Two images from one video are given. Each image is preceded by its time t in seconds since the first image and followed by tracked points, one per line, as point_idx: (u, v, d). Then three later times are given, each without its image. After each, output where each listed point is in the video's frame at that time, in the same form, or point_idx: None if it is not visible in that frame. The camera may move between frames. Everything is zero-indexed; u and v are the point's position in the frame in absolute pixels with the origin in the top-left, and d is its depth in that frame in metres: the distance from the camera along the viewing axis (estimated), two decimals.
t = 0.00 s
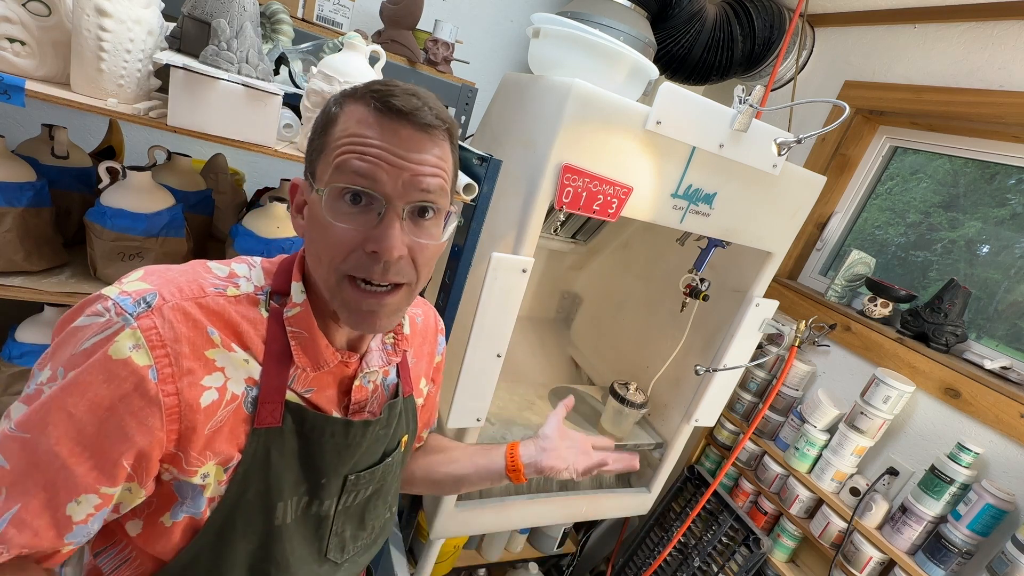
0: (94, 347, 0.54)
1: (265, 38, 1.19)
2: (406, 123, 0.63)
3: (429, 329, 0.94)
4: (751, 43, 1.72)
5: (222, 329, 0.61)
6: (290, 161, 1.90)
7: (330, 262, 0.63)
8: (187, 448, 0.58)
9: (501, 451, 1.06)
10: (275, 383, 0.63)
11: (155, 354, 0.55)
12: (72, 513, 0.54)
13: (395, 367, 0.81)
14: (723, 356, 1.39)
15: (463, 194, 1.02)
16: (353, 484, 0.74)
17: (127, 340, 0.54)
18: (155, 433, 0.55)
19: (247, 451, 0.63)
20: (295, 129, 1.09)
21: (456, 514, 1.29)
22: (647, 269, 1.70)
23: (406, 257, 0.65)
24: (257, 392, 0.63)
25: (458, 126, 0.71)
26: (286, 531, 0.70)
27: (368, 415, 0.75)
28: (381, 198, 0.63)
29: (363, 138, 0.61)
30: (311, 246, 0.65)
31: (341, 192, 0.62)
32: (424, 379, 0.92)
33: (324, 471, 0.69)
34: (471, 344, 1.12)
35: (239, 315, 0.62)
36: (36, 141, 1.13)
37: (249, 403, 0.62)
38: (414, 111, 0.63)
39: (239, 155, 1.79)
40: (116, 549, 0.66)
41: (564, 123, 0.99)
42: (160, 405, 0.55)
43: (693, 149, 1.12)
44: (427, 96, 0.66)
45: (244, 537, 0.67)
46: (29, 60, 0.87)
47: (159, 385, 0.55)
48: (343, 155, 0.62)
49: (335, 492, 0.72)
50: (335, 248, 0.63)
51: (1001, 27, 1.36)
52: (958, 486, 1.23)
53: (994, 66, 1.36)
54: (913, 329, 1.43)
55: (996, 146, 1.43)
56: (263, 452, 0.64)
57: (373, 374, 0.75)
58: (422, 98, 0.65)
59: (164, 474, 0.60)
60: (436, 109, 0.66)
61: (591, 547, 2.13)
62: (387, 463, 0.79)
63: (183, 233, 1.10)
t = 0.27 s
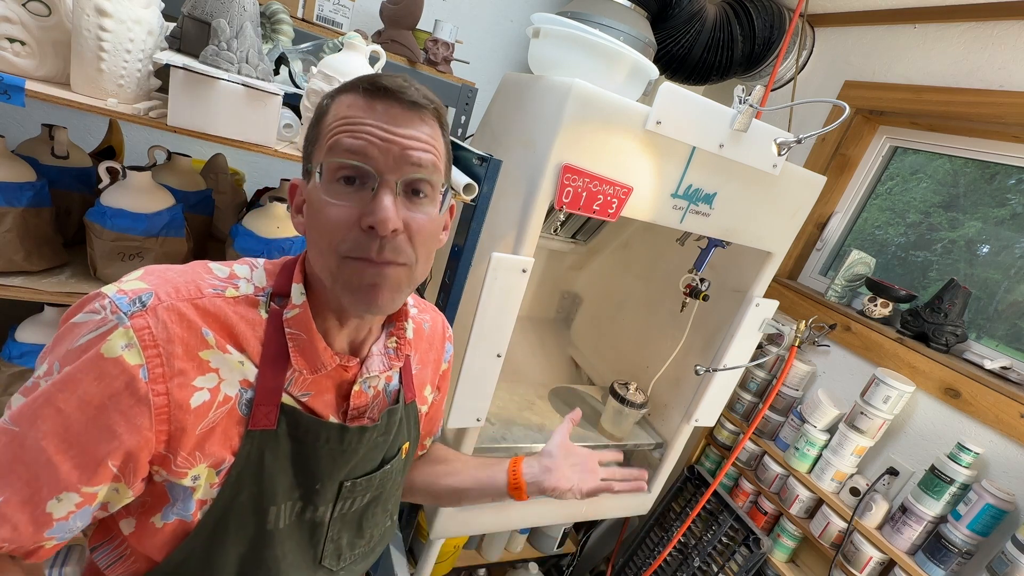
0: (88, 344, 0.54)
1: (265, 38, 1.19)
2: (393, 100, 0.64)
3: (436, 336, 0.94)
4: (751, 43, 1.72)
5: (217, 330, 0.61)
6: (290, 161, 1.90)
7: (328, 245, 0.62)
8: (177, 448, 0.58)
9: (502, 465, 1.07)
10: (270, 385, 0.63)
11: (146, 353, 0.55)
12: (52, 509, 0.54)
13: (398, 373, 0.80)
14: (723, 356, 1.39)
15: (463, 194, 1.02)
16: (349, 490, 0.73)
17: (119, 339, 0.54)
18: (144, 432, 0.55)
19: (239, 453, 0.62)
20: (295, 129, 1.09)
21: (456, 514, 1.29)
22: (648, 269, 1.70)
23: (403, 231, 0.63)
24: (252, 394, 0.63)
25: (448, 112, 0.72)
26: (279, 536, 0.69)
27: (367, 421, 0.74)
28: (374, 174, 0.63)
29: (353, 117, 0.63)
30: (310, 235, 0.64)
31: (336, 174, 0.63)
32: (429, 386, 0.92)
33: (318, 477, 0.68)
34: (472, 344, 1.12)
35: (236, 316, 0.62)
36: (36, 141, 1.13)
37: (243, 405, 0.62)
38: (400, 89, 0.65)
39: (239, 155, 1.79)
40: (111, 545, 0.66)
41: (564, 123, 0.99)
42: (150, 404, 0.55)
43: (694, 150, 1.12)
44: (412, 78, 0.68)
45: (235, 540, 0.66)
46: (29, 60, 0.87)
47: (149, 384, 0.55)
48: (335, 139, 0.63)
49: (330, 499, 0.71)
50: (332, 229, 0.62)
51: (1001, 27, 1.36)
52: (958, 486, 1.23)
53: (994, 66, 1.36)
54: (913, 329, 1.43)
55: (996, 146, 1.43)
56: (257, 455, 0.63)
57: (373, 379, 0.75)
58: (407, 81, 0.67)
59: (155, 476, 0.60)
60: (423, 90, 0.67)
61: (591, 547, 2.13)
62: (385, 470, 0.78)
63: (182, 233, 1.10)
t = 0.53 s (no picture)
0: (77, 342, 0.55)
1: (265, 38, 1.19)
2: (377, 87, 0.65)
3: (436, 334, 0.93)
4: (751, 43, 1.72)
5: (208, 328, 0.61)
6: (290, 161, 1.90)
7: (322, 230, 0.62)
8: (169, 447, 0.58)
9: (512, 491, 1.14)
10: (263, 382, 0.63)
11: (136, 351, 0.55)
12: (41, 511, 0.54)
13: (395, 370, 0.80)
14: (723, 356, 1.39)
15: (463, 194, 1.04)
16: (347, 489, 0.73)
17: (108, 336, 0.54)
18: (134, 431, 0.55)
19: (233, 452, 0.62)
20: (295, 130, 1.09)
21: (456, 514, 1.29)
22: (648, 269, 1.70)
23: (397, 213, 0.64)
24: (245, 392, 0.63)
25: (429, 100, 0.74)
26: (276, 535, 0.69)
27: (364, 418, 0.73)
28: (364, 157, 0.63)
29: (339, 104, 0.64)
30: (302, 225, 0.64)
31: (325, 161, 0.63)
32: (429, 386, 0.91)
33: (314, 476, 0.68)
34: (471, 344, 1.12)
35: (227, 314, 0.62)
36: (36, 141, 1.13)
37: (236, 403, 0.62)
38: (384, 75, 0.66)
39: (239, 155, 1.79)
40: (102, 550, 0.66)
41: (564, 123, 0.99)
42: (140, 402, 0.55)
43: (693, 149, 1.12)
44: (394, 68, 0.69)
45: (231, 539, 0.66)
46: (29, 60, 0.87)
47: (139, 382, 0.55)
48: (322, 126, 0.63)
49: (327, 498, 0.71)
50: (325, 215, 0.62)
51: (1001, 27, 1.36)
52: (957, 486, 1.23)
53: (994, 66, 1.36)
54: (913, 329, 1.43)
55: (996, 146, 1.43)
56: (251, 452, 0.63)
57: (370, 376, 0.74)
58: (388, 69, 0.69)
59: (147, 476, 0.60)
60: (404, 78, 0.69)
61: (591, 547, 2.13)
62: (384, 469, 0.78)
63: (182, 233, 1.10)
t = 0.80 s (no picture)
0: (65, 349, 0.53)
1: (265, 38, 1.19)
2: (325, 71, 0.66)
3: (432, 331, 0.93)
4: (751, 43, 1.72)
5: (196, 329, 0.61)
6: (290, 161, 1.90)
7: (298, 219, 0.62)
8: (167, 447, 0.58)
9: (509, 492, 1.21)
10: (253, 380, 0.63)
11: (129, 352, 0.55)
12: (56, 520, 0.53)
13: (389, 368, 0.79)
14: (723, 356, 1.39)
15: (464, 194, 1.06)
16: (340, 489, 0.73)
17: (100, 340, 0.54)
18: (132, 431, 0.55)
19: (226, 452, 0.62)
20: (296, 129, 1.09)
21: (456, 514, 1.29)
22: (648, 269, 1.70)
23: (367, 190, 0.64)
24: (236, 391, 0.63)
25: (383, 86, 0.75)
26: (270, 535, 0.69)
27: (356, 418, 0.72)
28: (323, 141, 0.64)
29: (291, 95, 0.65)
30: (278, 223, 0.65)
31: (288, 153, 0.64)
32: (426, 381, 0.91)
33: (307, 475, 0.68)
34: (471, 344, 1.12)
35: (215, 314, 0.63)
36: (36, 141, 1.13)
37: (227, 403, 0.62)
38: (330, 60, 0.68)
39: (239, 155, 1.79)
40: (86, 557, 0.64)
41: (564, 123, 0.99)
42: (136, 402, 0.55)
43: (693, 150, 1.12)
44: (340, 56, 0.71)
45: (225, 539, 0.66)
46: (29, 60, 0.87)
47: (136, 383, 0.55)
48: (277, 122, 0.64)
49: (321, 498, 0.71)
50: (297, 205, 0.62)
51: (1001, 27, 1.36)
52: (957, 486, 1.23)
53: (994, 66, 1.36)
54: (913, 329, 1.43)
55: (996, 146, 1.43)
56: (243, 452, 0.63)
57: (361, 375, 0.74)
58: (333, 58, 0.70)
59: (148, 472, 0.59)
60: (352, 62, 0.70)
61: (591, 547, 2.13)
62: (378, 468, 0.78)
63: (183, 233, 1.10)
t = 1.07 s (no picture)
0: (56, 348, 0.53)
1: (265, 38, 1.19)
2: (308, 71, 0.62)
3: (429, 323, 0.93)
4: (751, 43, 1.72)
5: (188, 328, 0.61)
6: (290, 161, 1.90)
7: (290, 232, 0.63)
8: (160, 445, 0.59)
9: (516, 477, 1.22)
10: (248, 376, 0.64)
11: (120, 352, 0.55)
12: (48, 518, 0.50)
13: (388, 363, 0.78)
14: (723, 356, 1.39)
15: (464, 194, 1.06)
16: (341, 485, 0.72)
17: (90, 339, 0.54)
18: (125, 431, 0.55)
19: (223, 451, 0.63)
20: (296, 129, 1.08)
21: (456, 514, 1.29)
22: (649, 269, 1.69)
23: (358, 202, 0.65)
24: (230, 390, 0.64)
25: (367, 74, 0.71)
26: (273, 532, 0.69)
27: (354, 413, 0.74)
28: (310, 152, 0.62)
29: (272, 100, 0.61)
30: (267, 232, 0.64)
31: (274, 164, 0.62)
32: (424, 373, 0.92)
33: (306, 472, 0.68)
34: (471, 343, 1.12)
35: (207, 313, 0.63)
36: (36, 141, 1.13)
37: (222, 402, 0.62)
38: (312, 59, 0.63)
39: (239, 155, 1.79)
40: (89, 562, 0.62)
41: (564, 123, 0.99)
42: (128, 401, 0.56)
43: (693, 149, 1.12)
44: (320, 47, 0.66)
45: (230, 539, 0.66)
46: (29, 60, 0.87)
47: (127, 382, 0.55)
48: (261, 127, 0.62)
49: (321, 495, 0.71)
50: (287, 218, 0.62)
51: (1001, 27, 1.36)
52: (957, 486, 1.23)
53: (994, 66, 1.36)
54: (913, 329, 1.43)
55: (996, 146, 1.43)
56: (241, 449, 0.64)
57: (357, 370, 0.74)
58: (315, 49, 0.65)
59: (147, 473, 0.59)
60: (335, 55, 0.66)
61: (591, 547, 2.13)
62: (381, 462, 0.77)
63: (183, 233, 1.10)
